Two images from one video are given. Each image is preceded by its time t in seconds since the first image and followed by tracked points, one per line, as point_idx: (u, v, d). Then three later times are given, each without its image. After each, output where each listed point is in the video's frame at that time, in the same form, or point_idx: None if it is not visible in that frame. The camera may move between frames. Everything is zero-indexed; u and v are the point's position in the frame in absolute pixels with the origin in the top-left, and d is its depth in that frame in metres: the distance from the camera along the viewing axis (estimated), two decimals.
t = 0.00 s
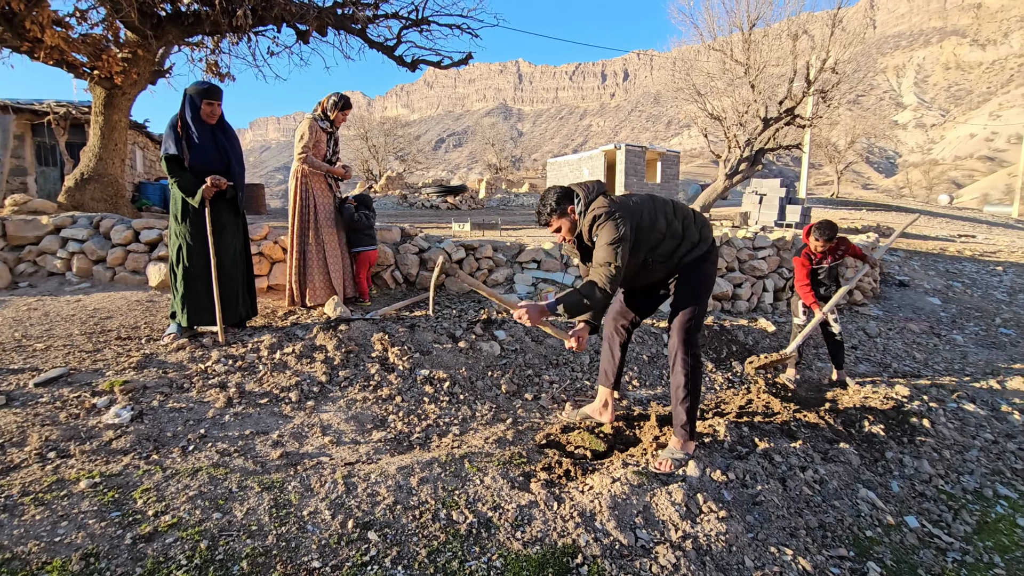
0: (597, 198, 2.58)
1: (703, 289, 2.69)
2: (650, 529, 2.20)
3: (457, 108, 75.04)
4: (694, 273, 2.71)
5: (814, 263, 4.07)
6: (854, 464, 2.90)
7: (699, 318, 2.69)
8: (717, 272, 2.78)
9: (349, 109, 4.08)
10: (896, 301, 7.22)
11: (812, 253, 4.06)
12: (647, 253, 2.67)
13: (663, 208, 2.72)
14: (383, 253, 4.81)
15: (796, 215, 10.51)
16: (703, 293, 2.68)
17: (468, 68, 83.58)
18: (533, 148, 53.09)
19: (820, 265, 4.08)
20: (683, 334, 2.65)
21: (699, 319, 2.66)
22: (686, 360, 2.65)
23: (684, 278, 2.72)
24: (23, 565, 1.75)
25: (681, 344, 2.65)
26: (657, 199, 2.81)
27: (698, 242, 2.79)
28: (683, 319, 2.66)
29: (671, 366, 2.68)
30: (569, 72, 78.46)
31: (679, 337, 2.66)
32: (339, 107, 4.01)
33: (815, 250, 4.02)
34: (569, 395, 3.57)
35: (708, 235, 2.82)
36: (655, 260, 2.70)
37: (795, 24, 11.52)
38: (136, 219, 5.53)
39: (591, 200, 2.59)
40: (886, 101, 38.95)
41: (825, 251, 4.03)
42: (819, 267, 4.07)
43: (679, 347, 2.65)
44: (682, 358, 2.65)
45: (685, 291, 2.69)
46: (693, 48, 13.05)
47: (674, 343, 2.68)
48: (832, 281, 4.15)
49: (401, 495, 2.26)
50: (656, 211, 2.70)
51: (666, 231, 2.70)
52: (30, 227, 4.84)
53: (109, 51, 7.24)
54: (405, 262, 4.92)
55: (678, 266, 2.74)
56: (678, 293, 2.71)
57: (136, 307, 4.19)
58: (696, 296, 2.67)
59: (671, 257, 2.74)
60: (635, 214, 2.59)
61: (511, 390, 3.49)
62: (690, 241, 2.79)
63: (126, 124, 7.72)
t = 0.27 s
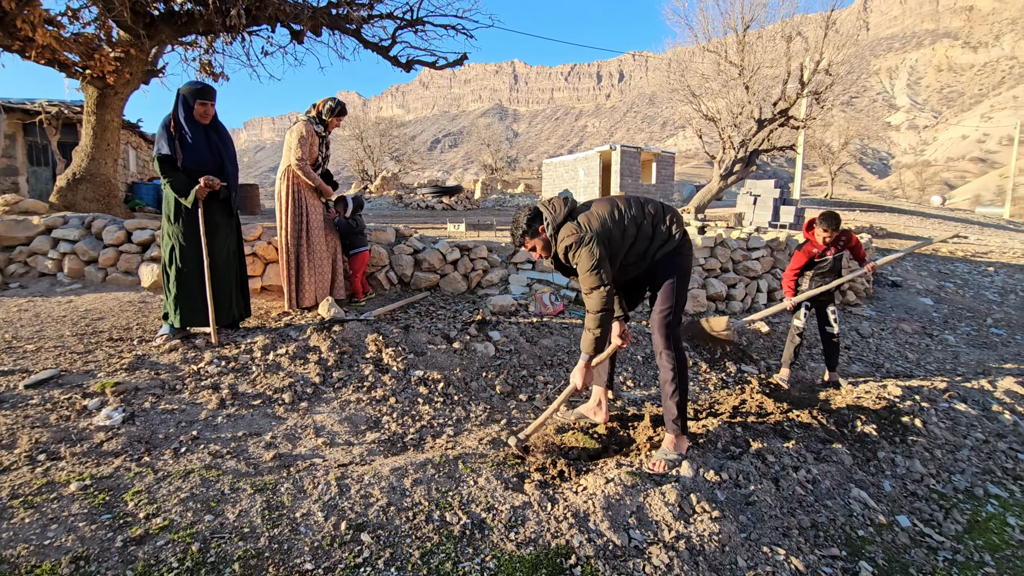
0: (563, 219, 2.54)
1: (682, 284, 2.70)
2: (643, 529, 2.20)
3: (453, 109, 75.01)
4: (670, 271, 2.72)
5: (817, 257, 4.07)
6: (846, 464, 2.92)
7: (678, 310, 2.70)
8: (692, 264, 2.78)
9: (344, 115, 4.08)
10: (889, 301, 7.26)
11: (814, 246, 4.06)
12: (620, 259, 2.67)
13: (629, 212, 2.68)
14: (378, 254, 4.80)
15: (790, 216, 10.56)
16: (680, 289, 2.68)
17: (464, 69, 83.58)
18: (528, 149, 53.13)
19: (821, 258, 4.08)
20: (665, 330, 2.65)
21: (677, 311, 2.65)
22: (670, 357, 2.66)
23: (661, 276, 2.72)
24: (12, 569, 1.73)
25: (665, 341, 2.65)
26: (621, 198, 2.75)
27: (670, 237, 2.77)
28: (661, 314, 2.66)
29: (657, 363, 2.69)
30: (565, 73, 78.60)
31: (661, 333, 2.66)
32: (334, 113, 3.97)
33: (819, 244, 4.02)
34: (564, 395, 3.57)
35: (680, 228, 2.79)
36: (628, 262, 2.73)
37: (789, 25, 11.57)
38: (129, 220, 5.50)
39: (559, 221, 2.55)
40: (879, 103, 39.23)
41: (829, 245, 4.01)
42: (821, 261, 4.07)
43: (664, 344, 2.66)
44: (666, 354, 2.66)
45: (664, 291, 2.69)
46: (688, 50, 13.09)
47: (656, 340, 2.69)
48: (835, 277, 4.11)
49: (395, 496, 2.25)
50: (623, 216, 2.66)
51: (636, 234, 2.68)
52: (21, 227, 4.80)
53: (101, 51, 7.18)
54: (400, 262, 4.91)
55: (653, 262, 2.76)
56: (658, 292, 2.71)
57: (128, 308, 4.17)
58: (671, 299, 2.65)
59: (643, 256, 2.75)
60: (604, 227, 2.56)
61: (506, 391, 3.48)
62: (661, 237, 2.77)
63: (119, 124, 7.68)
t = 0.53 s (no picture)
0: (550, 180, 2.67)
1: (661, 272, 2.71)
2: (638, 529, 2.20)
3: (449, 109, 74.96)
4: (650, 257, 2.74)
5: (813, 254, 4.11)
6: (839, 464, 2.93)
7: (655, 304, 2.71)
8: (673, 257, 2.81)
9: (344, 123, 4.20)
10: (883, 301, 7.30)
11: (810, 244, 4.12)
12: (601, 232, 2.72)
13: (615, 188, 2.78)
14: (373, 254, 4.81)
15: (785, 217, 10.60)
16: (660, 279, 2.69)
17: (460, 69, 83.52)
18: (525, 149, 53.14)
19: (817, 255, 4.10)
20: (642, 324, 2.65)
21: (654, 306, 2.67)
22: (650, 351, 2.65)
23: (639, 263, 2.74)
24: (2, 571, 1.72)
25: (644, 335, 2.64)
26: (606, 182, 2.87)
27: (654, 227, 2.81)
28: (638, 306, 2.67)
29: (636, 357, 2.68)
30: (561, 74, 78.71)
31: (639, 328, 2.65)
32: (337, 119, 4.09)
33: (814, 240, 4.08)
34: (559, 395, 3.57)
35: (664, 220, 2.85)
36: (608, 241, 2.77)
37: (784, 26, 11.61)
38: (123, 220, 5.47)
39: (545, 183, 2.66)
40: (873, 104, 39.45)
41: (825, 241, 4.07)
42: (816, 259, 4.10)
43: (641, 336, 2.66)
44: (646, 347, 2.65)
45: (641, 281, 2.70)
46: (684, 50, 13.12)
47: (633, 333, 2.69)
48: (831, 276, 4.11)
49: (389, 497, 2.25)
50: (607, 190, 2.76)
51: (620, 211, 2.75)
52: (14, 227, 4.77)
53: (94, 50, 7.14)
54: (395, 262, 4.92)
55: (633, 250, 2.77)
56: (636, 282, 2.72)
57: (121, 308, 4.14)
58: (645, 297, 2.66)
59: (625, 239, 2.78)
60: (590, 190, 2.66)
61: (501, 391, 3.48)
62: (645, 224, 2.82)
63: (112, 123, 7.64)
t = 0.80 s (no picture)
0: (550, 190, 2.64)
1: (666, 288, 2.66)
2: (633, 527, 2.21)
3: (445, 108, 74.87)
4: (654, 271, 2.68)
5: (819, 258, 4.10)
6: (834, 461, 2.95)
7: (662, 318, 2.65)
8: (680, 270, 2.72)
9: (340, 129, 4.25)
10: (877, 300, 7.34)
11: (816, 247, 4.11)
12: (601, 246, 2.67)
13: (618, 202, 2.72)
14: (370, 253, 4.80)
15: (781, 216, 10.63)
16: (664, 292, 2.64)
17: (456, 68, 83.42)
18: (521, 148, 53.14)
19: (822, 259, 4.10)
20: (645, 336, 2.61)
21: (659, 318, 2.62)
22: (648, 362, 2.60)
23: (644, 279, 2.69)
24: None
25: (644, 348, 2.60)
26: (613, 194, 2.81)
27: (658, 239, 2.74)
28: (643, 322, 2.62)
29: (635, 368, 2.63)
30: (557, 73, 78.77)
31: (640, 338, 2.62)
32: (334, 125, 4.13)
33: (821, 244, 4.07)
34: (556, 394, 3.58)
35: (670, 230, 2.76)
36: (609, 253, 2.71)
37: (780, 26, 11.64)
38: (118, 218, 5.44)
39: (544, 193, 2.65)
40: (868, 104, 39.63)
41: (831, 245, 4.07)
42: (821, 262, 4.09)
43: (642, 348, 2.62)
44: (644, 357, 2.61)
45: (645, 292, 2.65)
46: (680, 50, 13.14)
47: (634, 345, 2.64)
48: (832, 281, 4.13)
49: (386, 495, 2.25)
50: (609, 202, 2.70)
51: (622, 224, 2.68)
52: (7, 225, 4.75)
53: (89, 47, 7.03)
54: (392, 261, 4.92)
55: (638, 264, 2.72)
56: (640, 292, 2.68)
57: (116, 307, 4.13)
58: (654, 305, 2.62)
59: (628, 253, 2.72)
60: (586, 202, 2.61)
61: (497, 390, 3.49)
62: (650, 236, 2.74)
63: (107, 121, 7.61)
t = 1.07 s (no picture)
0: (549, 222, 2.51)
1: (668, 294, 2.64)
2: (628, 523, 2.22)
3: (440, 106, 74.73)
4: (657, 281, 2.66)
5: (816, 263, 4.10)
6: (826, 458, 2.97)
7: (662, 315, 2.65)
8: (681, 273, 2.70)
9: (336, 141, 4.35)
10: (870, 298, 7.38)
11: (814, 253, 4.09)
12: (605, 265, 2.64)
13: (619, 215, 2.64)
14: (364, 251, 4.80)
15: (775, 215, 10.68)
16: (664, 297, 2.62)
17: (451, 66, 83.28)
18: (517, 147, 53.12)
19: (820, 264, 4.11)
20: (644, 336, 2.61)
21: (657, 318, 2.61)
22: (646, 361, 2.60)
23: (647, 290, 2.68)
24: None
25: (643, 349, 2.60)
26: (612, 200, 2.69)
27: (659, 244, 2.68)
28: (642, 319, 2.61)
29: (634, 368, 2.64)
30: (553, 72, 78.76)
31: (640, 339, 2.61)
32: (333, 137, 4.23)
33: (820, 250, 4.06)
34: (551, 392, 3.58)
35: (671, 233, 2.69)
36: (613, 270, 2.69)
37: (774, 25, 11.68)
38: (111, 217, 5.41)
39: (546, 224, 2.51)
40: (862, 104, 39.83)
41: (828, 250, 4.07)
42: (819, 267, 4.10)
43: (640, 348, 2.62)
44: (643, 357, 2.61)
45: (645, 295, 2.63)
46: (675, 48, 13.17)
47: (633, 344, 2.64)
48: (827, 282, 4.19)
49: (380, 493, 2.25)
50: (612, 221, 2.62)
51: (624, 239, 2.64)
52: None
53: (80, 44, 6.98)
54: (387, 260, 4.92)
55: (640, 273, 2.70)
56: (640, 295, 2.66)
57: (109, 306, 4.10)
58: (653, 306, 2.60)
59: (629, 261, 2.68)
60: (591, 233, 2.53)
61: (492, 388, 3.49)
62: (650, 242, 2.69)
63: (99, 119, 7.56)
